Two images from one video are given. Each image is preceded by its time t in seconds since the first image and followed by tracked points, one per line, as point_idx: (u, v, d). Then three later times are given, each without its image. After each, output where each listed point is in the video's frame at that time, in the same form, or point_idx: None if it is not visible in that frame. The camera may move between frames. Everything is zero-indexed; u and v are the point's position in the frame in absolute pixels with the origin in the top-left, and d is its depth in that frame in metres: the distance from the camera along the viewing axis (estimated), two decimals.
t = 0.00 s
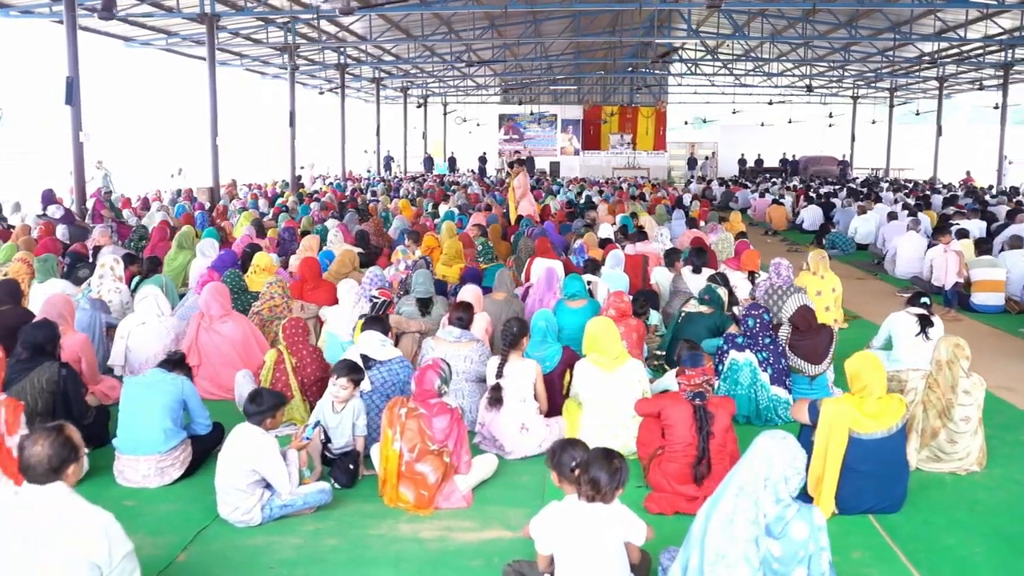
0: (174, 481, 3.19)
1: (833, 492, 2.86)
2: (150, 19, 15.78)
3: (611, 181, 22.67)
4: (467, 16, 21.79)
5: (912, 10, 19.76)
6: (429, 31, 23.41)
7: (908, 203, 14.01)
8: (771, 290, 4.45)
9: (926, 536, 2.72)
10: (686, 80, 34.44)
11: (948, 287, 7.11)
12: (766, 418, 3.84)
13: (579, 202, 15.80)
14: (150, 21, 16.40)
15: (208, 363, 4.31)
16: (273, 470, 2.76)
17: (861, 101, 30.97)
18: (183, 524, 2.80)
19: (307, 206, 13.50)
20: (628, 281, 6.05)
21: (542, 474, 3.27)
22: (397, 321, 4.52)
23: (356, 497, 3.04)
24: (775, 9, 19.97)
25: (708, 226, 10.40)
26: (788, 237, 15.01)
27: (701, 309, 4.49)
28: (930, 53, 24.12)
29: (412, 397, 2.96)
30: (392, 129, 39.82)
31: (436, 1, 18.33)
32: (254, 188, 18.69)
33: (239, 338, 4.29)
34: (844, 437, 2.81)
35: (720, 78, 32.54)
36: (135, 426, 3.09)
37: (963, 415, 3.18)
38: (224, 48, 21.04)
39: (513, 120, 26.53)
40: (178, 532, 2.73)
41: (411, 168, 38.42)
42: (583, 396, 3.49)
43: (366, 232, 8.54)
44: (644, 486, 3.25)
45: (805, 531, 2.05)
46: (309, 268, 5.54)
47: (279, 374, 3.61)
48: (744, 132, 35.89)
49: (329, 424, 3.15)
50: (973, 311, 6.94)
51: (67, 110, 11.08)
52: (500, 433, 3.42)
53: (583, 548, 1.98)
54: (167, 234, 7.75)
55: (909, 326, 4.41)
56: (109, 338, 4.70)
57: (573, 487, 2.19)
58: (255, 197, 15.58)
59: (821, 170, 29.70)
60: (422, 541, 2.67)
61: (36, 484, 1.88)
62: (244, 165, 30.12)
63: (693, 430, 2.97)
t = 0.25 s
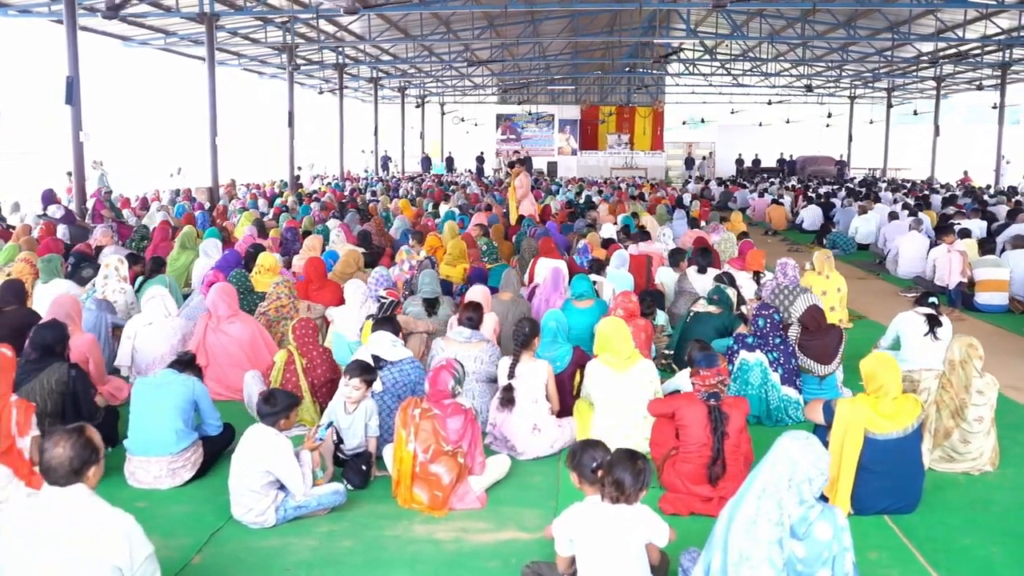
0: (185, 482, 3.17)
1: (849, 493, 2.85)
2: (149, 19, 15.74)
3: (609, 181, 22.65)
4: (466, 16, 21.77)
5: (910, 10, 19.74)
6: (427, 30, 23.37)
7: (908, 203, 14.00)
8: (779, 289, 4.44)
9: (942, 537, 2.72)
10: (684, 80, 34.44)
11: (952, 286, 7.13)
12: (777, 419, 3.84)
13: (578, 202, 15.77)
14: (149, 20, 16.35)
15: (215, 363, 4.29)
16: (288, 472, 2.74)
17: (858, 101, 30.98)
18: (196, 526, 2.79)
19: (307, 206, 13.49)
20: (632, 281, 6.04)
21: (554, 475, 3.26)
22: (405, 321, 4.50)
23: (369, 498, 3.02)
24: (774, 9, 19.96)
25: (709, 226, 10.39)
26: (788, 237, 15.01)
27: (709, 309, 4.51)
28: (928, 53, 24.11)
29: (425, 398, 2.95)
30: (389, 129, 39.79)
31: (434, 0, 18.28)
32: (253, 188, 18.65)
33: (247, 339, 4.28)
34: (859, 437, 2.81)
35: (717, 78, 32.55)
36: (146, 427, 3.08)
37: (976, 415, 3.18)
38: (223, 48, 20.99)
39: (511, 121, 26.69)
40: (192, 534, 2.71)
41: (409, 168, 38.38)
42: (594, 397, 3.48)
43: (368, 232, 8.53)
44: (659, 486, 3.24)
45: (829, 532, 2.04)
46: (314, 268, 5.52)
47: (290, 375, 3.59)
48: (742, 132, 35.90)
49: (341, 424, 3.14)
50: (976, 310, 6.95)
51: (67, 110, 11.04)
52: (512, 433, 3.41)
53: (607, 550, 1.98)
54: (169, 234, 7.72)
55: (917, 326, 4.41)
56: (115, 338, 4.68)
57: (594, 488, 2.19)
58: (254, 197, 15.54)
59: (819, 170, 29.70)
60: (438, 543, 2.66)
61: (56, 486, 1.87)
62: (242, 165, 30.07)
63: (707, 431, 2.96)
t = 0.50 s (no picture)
0: (196, 485, 3.16)
1: (864, 495, 2.85)
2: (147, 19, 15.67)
3: (607, 182, 22.64)
4: (464, 16, 21.74)
5: (908, 10, 19.73)
6: (424, 30, 23.33)
7: (907, 203, 14.02)
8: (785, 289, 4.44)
9: (960, 538, 2.72)
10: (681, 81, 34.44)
11: (955, 286, 7.16)
12: (787, 419, 3.83)
13: (577, 202, 15.77)
14: (146, 21, 16.29)
15: (222, 365, 4.27)
16: (302, 475, 2.73)
17: (855, 101, 31.00)
18: (209, 529, 2.77)
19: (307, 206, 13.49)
20: (636, 283, 6.03)
21: (567, 477, 3.25)
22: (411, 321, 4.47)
23: (383, 501, 3.01)
24: (772, 10, 19.95)
25: (710, 226, 10.40)
26: (788, 237, 15.03)
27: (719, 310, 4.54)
28: (926, 54, 24.11)
29: (439, 400, 2.94)
30: (386, 129, 39.77)
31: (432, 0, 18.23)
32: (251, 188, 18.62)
33: (255, 341, 4.26)
34: (875, 438, 2.80)
35: (714, 78, 32.57)
36: (156, 429, 3.06)
37: (989, 416, 3.17)
38: (220, 48, 20.94)
39: (508, 121, 26.74)
40: (206, 537, 2.70)
41: (406, 168, 38.34)
42: (605, 398, 3.47)
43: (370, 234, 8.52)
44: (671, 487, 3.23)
45: (852, 534, 2.03)
46: (319, 269, 5.50)
47: (299, 377, 3.55)
48: (738, 132, 35.94)
49: (353, 427, 3.13)
50: (980, 310, 6.96)
51: (66, 111, 11.00)
52: (524, 435, 3.40)
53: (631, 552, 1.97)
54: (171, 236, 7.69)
55: (925, 326, 4.40)
56: (121, 340, 4.66)
57: (613, 490, 2.17)
58: (253, 198, 15.50)
59: (816, 171, 29.71)
60: (453, 545, 2.65)
61: (76, 490, 1.86)
62: (239, 165, 30.02)
63: (722, 432, 2.95)
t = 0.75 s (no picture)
0: (208, 489, 3.14)
1: (881, 496, 2.85)
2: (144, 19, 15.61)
3: (603, 182, 22.63)
4: (461, 16, 21.71)
5: (905, 11, 19.75)
6: (421, 30, 23.29)
7: (905, 203, 14.05)
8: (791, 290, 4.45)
9: (978, 540, 2.72)
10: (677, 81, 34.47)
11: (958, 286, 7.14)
12: (798, 420, 3.83)
13: (575, 202, 15.77)
14: (143, 21, 16.23)
15: (229, 368, 4.25)
16: (317, 479, 2.71)
17: (851, 100, 31.05)
18: (224, 534, 2.75)
19: (306, 206, 13.46)
20: (641, 284, 6.03)
21: (581, 479, 3.24)
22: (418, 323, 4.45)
23: (398, 505, 3.00)
24: (769, 10, 19.97)
25: (711, 226, 10.41)
26: (786, 237, 15.06)
27: (728, 312, 4.54)
28: (922, 54, 24.15)
29: (454, 403, 2.92)
30: (382, 129, 39.72)
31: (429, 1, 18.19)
32: (248, 188, 18.57)
33: (262, 343, 4.23)
34: (891, 441, 2.80)
35: (710, 78, 32.59)
36: (168, 432, 3.04)
37: (1003, 417, 3.17)
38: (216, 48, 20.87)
39: (504, 121, 26.70)
40: (222, 542, 2.68)
41: (402, 168, 38.31)
42: (617, 400, 3.46)
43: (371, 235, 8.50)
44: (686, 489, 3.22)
45: (878, 537, 2.03)
46: (324, 270, 5.48)
47: (309, 380, 3.54)
48: (734, 132, 35.98)
49: (367, 429, 3.11)
50: (982, 310, 6.97)
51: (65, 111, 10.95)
52: (537, 437, 3.39)
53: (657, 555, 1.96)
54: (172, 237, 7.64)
55: (933, 327, 4.41)
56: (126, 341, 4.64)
57: (637, 494, 2.16)
58: (251, 198, 15.45)
59: (811, 171, 29.73)
60: (471, 549, 2.64)
61: (100, 496, 1.85)
62: (235, 165, 29.97)
63: (738, 434, 2.94)
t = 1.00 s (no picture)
0: (218, 492, 3.12)
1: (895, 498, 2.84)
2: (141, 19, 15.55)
3: (600, 182, 22.62)
4: (458, 16, 21.68)
5: (902, 11, 19.76)
6: (418, 30, 23.24)
7: (903, 203, 14.06)
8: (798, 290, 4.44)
9: (993, 542, 2.71)
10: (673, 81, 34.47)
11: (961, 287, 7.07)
12: (807, 421, 3.82)
13: (574, 202, 15.77)
14: (140, 21, 16.18)
15: (234, 369, 4.22)
16: (330, 482, 2.70)
17: (846, 101, 31.08)
18: (236, 537, 2.73)
19: (304, 206, 13.43)
20: (645, 285, 6.02)
21: (592, 482, 3.23)
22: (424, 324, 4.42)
23: (410, 507, 2.98)
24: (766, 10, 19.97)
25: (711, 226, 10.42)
26: (785, 237, 15.07)
27: (735, 312, 4.54)
28: (918, 53, 24.15)
29: (466, 404, 2.91)
30: (379, 129, 39.68)
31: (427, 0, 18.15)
32: (245, 188, 18.53)
33: (268, 345, 4.21)
34: (906, 443, 2.79)
35: (706, 78, 32.61)
36: (177, 434, 3.02)
37: (1015, 418, 3.17)
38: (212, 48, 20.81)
39: (500, 121, 26.70)
40: (235, 545, 2.67)
41: (398, 168, 38.27)
42: (628, 402, 3.45)
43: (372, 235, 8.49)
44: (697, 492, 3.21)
45: (901, 541, 2.02)
46: (328, 271, 5.46)
47: (318, 383, 3.53)
48: (730, 132, 36.01)
49: (378, 432, 3.10)
50: (985, 311, 6.99)
51: (63, 111, 10.90)
52: (548, 439, 3.38)
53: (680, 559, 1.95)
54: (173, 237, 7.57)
55: (940, 328, 4.40)
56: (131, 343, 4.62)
57: (656, 497, 2.15)
58: (248, 198, 15.39)
59: (807, 171, 29.73)
60: (485, 552, 2.63)
61: (119, 501, 1.84)
62: (232, 165, 29.93)
63: (751, 436, 2.93)
